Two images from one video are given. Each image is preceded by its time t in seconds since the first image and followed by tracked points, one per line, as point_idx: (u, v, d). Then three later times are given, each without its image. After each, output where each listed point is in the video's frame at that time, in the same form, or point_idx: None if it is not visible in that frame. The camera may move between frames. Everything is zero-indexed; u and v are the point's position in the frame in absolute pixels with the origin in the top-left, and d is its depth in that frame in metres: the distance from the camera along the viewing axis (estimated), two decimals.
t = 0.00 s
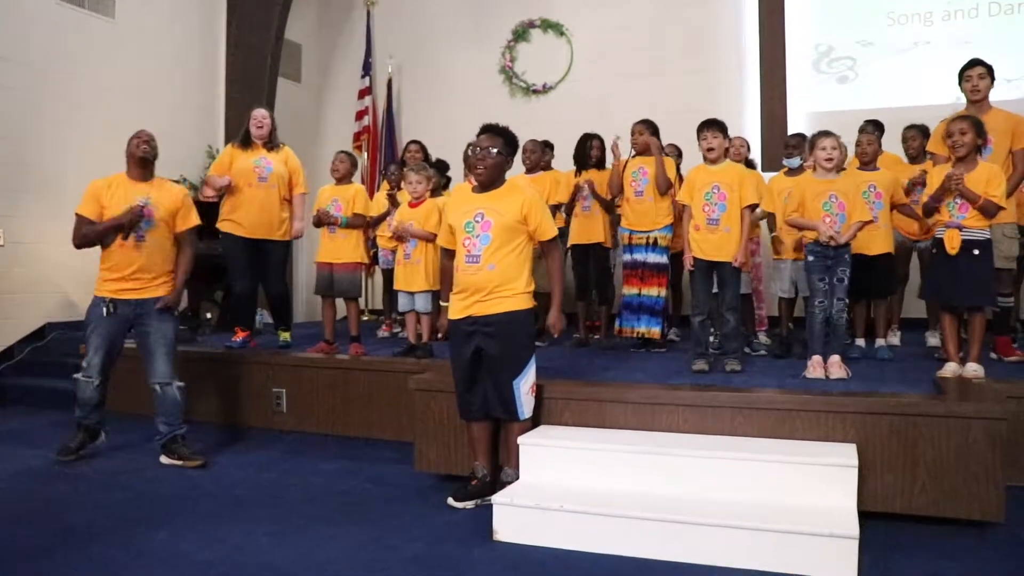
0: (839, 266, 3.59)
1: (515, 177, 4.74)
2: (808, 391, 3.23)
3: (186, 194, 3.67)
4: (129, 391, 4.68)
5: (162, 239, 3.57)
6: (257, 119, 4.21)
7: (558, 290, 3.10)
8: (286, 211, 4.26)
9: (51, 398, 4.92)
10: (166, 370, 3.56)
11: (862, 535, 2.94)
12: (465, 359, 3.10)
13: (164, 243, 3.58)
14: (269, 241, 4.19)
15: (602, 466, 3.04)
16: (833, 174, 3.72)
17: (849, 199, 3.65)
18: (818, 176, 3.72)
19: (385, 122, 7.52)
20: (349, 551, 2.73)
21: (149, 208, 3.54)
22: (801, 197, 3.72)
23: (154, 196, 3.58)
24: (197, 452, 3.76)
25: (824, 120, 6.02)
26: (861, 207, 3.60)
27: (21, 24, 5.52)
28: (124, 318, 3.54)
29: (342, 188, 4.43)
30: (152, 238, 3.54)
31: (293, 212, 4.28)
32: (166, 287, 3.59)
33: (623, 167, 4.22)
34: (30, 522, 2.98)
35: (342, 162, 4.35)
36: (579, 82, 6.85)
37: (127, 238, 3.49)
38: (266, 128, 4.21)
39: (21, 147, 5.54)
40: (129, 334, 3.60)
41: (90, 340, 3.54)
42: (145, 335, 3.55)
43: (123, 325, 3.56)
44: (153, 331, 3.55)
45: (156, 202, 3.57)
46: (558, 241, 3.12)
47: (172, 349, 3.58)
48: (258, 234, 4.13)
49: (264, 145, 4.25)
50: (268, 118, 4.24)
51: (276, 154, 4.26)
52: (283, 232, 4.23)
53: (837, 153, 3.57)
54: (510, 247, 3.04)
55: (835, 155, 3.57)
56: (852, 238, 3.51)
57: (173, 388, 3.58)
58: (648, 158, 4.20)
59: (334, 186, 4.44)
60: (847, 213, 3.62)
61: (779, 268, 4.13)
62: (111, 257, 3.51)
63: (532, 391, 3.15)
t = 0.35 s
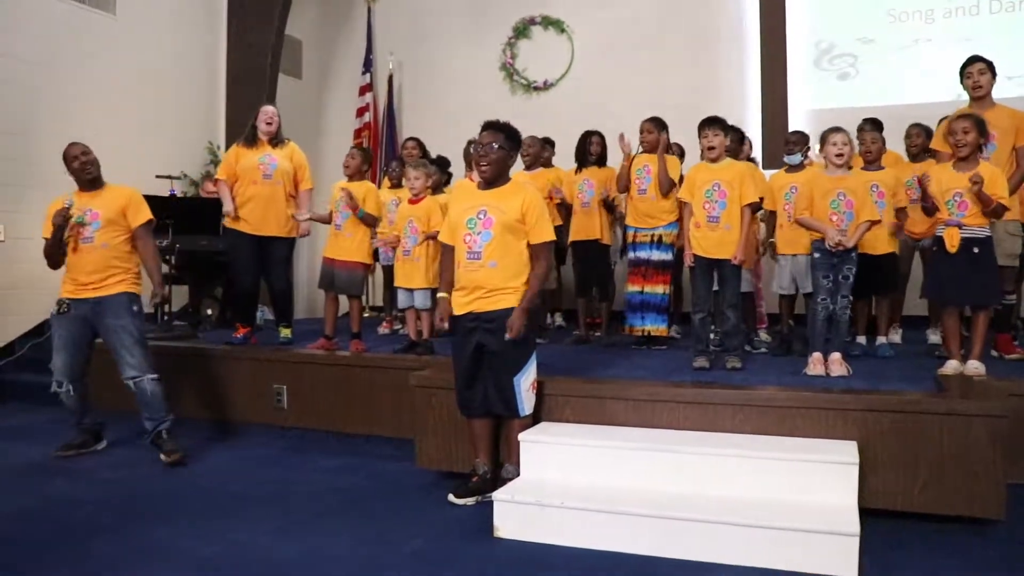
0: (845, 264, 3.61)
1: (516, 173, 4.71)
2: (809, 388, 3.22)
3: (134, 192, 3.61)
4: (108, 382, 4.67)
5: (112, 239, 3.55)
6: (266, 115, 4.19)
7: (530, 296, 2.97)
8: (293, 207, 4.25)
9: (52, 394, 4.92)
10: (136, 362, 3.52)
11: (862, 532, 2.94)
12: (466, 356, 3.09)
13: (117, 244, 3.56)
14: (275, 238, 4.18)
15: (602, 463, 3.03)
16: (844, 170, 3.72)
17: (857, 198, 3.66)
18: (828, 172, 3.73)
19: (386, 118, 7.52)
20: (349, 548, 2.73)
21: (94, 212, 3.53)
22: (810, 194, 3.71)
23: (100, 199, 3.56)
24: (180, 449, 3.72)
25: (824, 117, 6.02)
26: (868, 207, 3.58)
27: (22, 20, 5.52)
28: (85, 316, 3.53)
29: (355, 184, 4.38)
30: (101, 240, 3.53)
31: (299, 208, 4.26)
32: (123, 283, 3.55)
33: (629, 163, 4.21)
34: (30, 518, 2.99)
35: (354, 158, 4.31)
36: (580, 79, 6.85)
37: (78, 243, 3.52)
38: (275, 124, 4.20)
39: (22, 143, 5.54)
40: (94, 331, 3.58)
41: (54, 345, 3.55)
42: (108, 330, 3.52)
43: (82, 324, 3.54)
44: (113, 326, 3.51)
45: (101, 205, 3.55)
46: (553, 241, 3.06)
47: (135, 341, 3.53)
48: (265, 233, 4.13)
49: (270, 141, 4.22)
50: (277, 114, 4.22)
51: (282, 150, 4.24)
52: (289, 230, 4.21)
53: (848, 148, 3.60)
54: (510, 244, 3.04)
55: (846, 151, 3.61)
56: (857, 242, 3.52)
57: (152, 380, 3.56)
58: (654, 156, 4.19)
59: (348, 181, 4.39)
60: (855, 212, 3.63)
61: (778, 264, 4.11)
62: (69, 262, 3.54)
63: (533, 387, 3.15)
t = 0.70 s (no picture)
0: (875, 263, 3.59)
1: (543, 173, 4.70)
2: (839, 388, 3.20)
3: (149, 191, 3.68)
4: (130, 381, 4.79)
5: (137, 237, 3.62)
6: (295, 117, 4.23)
7: (558, 281, 2.96)
8: (324, 207, 4.24)
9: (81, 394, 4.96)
10: (149, 355, 3.57)
11: (893, 534, 2.91)
12: (493, 356, 3.09)
13: (142, 241, 3.63)
14: (304, 239, 4.19)
15: (629, 463, 3.02)
16: (874, 168, 3.67)
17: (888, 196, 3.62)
18: (858, 170, 3.68)
19: (410, 118, 7.53)
20: (377, 547, 2.73)
21: (117, 212, 3.57)
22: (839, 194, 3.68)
23: (118, 200, 3.60)
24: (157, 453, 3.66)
25: (852, 114, 5.98)
26: (900, 204, 3.55)
27: (51, 23, 5.58)
28: (109, 311, 3.56)
29: (385, 184, 4.33)
30: (127, 238, 3.59)
31: (331, 208, 4.26)
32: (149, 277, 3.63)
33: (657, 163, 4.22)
34: (62, 515, 3.02)
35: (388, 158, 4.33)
36: (604, 78, 6.83)
37: (104, 244, 3.56)
38: (304, 125, 4.22)
39: (52, 145, 5.60)
40: (117, 326, 3.61)
41: (81, 343, 3.56)
42: (130, 323, 3.57)
43: (109, 319, 3.57)
44: (135, 318, 3.56)
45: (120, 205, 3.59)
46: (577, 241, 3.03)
47: (154, 332, 3.59)
48: (294, 233, 4.16)
49: (303, 143, 4.25)
50: (308, 115, 4.25)
51: (313, 151, 4.25)
52: (319, 230, 4.22)
53: (878, 147, 3.53)
54: (537, 245, 3.04)
55: (876, 149, 3.54)
56: (889, 240, 3.50)
57: (150, 375, 3.56)
58: (687, 156, 4.20)
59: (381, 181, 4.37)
60: (885, 210, 3.61)
61: (804, 264, 4.11)
62: (95, 262, 3.57)
63: (560, 387, 3.15)
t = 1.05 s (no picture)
0: (896, 260, 3.58)
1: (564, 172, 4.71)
2: (863, 386, 3.17)
3: (181, 189, 3.66)
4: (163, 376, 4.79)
5: (161, 235, 3.62)
6: (323, 116, 4.26)
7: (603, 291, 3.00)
8: (348, 205, 4.24)
9: (106, 392, 4.99)
10: (176, 352, 3.56)
11: (921, 534, 2.88)
12: (515, 354, 3.08)
13: (165, 241, 3.64)
14: (328, 238, 4.21)
15: (653, 461, 3.01)
16: (895, 163, 3.66)
17: (910, 191, 3.60)
18: (879, 166, 3.67)
19: (430, 118, 7.53)
20: (401, 545, 2.74)
21: (145, 208, 3.58)
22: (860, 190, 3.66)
23: (148, 194, 3.59)
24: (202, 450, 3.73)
25: (876, 111, 5.93)
26: (922, 199, 3.55)
27: (75, 24, 5.63)
28: (135, 307, 3.58)
29: (410, 185, 4.39)
30: (151, 236, 3.60)
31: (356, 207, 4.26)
32: (171, 275, 3.61)
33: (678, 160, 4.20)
34: (88, 512, 3.05)
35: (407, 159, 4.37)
36: (624, 76, 6.82)
37: (128, 239, 3.57)
38: (331, 125, 4.25)
39: (76, 144, 5.65)
40: (146, 322, 3.63)
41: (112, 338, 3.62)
42: (156, 320, 3.57)
43: (137, 315, 3.59)
44: (159, 315, 3.56)
45: (149, 201, 3.59)
46: (600, 236, 3.07)
47: (180, 329, 3.57)
48: (318, 231, 4.18)
49: (329, 142, 4.28)
50: (334, 114, 4.28)
51: (338, 150, 4.27)
52: (343, 228, 4.22)
53: (899, 141, 3.54)
54: (558, 242, 3.02)
55: (897, 144, 3.54)
56: (912, 233, 3.50)
57: (183, 372, 3.56)
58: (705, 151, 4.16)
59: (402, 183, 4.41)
60: (908, 205, 3.59)
61: (829, 262, 4.11)
62: (118, 256, 3.59)
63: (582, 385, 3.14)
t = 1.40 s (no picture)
0: (919, 259, 3.54)
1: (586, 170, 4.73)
2: (889, 385, 3.14)
3: (229, 195, 3.67)
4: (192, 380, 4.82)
5: (205, 241, 3.64)
6: (347, 116, 4.26)
7: (598, 275, 2.93)
8: (369, 204, 4.25)
9: (130, 389, 5.04)
10: (211, 358, 3.61)
11: (949, 536, 2.84)
12: (536, 352, 3.06)
13: (209, 248, 3.66)
14: (350, 236, 4.22)
15: (676, 461, 2.98)
16: (916, 161, 3.64)
17: (932, 189, 3.57)
18: (901, 164, 3.66)
19: (453, 118, 7.50)
20: (423, 543, 2.74)
21: (191, 213, 3.59)
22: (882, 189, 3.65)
23: (195, 198, 3.61)
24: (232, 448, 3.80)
25: (900, 108, 5.89)
26: (943, 195, 3.52)
27: (99, 24, 5.68)
28: (174, 308, 3.62)
29: (423, 184, 4.41)
30: (195, 243, 3.62)
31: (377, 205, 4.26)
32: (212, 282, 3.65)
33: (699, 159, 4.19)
34: (114, 509, 3.08)
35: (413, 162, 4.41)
36: (645, 74, 6.80)
37: (172, 242, 3.60)
38: (355, 125, 4.25)
39: (101, 144, 5.70)
40: (183, 323, 3.66)
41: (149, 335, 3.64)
42: (194, 323, 3.61)
43: (175, 315, 3.63)
44: (199, 319, 3.60)
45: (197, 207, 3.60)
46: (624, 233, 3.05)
47: (217, 335, 3.61)
48: (339, 229, 4.20)
49: (351, 141, 4.29)
50: (359, 114, 4.28)
51: (359, 148, 4.28)
52: (364, 228, 4.23)
53: (920, 139, 3.50)
54: (580, 240, 3.01)
55: (918, 142, 3.52)
56: (933, 228, 3.45)
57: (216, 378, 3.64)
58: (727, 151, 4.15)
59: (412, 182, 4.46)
60: (929, 203, 3.55)
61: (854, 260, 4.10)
62: (161, 258, 3.62)
63: (604, 384, 3.13)
